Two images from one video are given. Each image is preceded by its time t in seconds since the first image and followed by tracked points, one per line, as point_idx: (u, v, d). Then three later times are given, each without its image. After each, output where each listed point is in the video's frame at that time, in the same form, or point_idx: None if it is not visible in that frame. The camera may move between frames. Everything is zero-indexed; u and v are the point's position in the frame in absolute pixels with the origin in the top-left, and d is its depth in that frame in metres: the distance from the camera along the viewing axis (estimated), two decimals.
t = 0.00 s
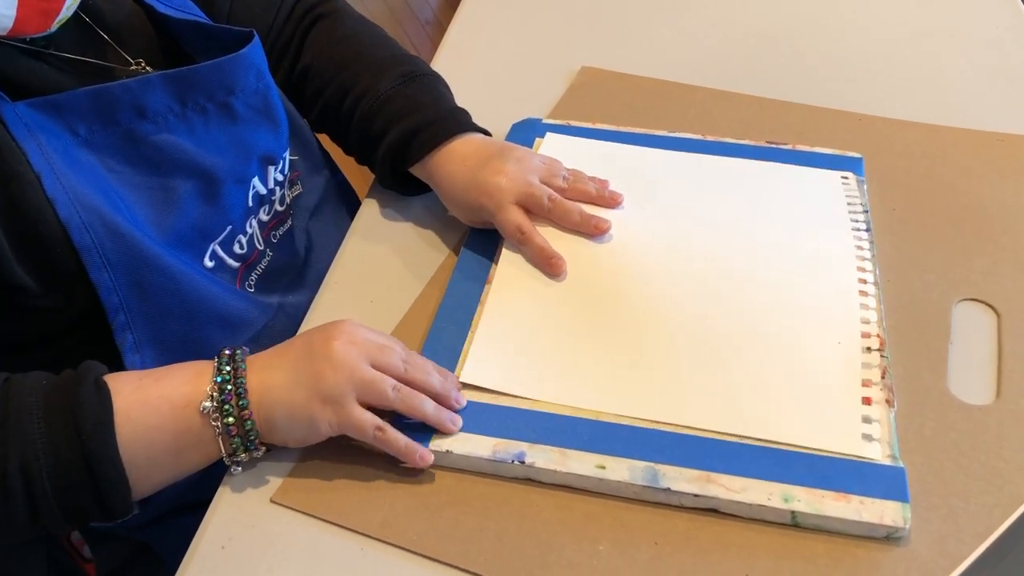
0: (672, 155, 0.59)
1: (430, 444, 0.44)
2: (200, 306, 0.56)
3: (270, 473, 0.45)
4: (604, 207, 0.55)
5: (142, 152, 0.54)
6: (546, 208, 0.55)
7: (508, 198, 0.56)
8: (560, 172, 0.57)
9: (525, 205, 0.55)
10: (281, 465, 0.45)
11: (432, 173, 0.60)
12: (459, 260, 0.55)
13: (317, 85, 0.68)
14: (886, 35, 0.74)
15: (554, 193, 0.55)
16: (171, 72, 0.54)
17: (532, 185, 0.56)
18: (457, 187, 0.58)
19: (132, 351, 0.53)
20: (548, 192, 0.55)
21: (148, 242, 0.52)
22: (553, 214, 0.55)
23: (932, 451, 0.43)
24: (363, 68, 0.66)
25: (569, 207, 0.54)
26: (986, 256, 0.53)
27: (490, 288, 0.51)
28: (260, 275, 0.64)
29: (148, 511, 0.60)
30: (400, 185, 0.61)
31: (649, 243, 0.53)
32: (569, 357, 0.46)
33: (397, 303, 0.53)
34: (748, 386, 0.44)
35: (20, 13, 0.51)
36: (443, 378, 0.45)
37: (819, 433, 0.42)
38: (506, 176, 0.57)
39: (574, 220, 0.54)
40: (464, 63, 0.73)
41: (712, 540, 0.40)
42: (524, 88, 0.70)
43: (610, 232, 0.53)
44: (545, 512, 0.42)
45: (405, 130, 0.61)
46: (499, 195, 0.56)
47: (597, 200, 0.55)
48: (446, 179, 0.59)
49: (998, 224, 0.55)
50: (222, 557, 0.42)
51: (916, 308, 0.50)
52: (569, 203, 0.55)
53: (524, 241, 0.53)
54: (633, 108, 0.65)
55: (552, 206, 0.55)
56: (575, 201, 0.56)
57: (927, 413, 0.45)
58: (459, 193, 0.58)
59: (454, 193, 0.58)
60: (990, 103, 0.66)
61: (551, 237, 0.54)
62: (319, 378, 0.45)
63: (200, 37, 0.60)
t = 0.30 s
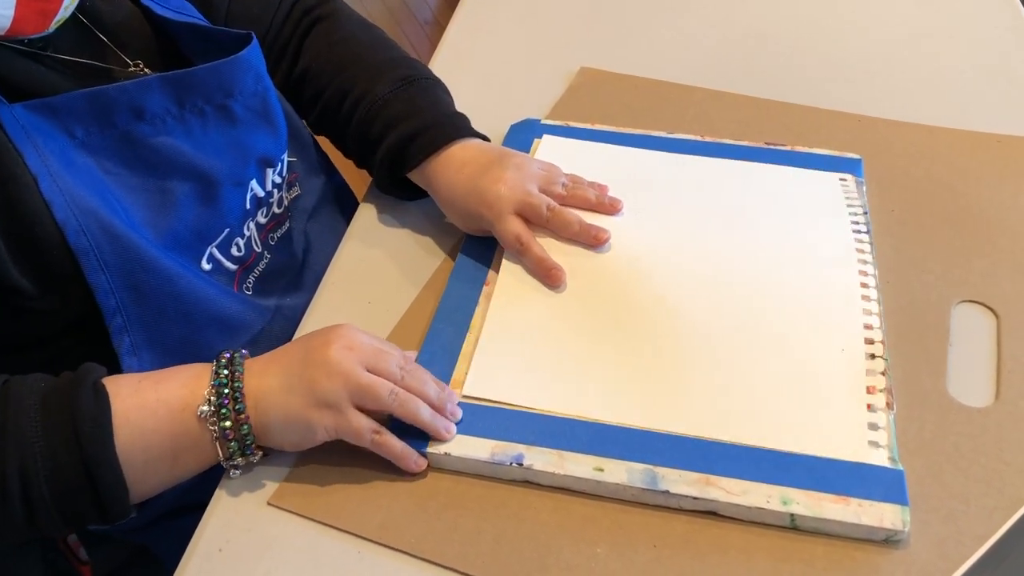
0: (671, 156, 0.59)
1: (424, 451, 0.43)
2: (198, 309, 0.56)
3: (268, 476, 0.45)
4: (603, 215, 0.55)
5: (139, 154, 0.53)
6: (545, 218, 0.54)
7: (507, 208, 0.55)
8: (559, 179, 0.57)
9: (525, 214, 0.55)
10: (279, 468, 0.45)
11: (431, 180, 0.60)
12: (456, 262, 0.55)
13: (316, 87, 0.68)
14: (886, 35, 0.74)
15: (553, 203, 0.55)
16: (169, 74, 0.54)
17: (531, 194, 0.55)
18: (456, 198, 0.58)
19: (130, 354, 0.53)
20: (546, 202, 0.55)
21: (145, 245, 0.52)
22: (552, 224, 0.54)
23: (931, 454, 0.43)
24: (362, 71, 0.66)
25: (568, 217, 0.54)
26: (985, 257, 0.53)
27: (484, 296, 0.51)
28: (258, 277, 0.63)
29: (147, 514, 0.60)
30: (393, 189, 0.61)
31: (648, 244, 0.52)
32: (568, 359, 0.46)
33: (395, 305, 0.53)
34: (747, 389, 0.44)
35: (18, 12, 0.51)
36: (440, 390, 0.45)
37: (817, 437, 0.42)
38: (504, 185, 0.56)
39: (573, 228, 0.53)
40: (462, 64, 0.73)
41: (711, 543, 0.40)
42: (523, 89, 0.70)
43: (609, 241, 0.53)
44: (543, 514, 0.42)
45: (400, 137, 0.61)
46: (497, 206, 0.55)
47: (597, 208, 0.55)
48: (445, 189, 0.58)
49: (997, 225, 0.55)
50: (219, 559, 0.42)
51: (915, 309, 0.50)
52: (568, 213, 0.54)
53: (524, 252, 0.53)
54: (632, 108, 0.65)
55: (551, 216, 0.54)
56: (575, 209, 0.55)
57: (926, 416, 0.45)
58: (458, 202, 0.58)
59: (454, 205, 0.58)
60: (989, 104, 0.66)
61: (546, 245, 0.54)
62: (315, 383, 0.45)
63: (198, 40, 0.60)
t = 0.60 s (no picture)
0: (671, 156, 0.58)
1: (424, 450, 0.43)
2: (196, 309, 0.55)
3: (267, 476, 0.45)
4: (591, 218, 0.54)
5: (138, 153, 0.53)
6: (529, 216, 0.55)
7: (493, 202, 0.56)
8: (550, 177, 0.56)
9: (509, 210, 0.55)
10: (279, 468, 0.45)
11: (426, 175, 0.60)
12: (456, 262, 0.55)
13: (315, 82, 0.68)
14: (886, 36, 0.74)
15: (539, 201, 0.55)
16: (167, 72, 0.53)
17: (519, 190, 0.56)
18: (446, 189, 0.58)
19: (128, 354, 0.53)
20: (532, 199, 0.55)
21: (143, 243, 0.52)
22: (535, 222, 0.54)
23: (933, 456, 0.43)
24: (360, 66, 0.66)
25: (551, 217, 0.54)
26: (986, 259, 0.53)
27: (483, 292, 0.51)
28: (257, 277, 0.63)
29: (144, 514, 0.59)
30: (397, 185, 0.61)
31: (648, 244, 0.52)
32: (568, 359, 0.46)
33: (396, 304, 0.53)
34: (747, 389, 0.44)
35: (15, 12, 0.50)
36: (439, 387, 0.45)
37: (818, 437, 0.42)
38: (493, 180, 0.57)
39: (557, 228, 0.53)
40: (463, 63, 0.73)
41: (712, 545, 0.40)
42: (523, 88, 0.70)
43: (589, 246, 0.53)
44: (544, 516, 0.41)
45: (399, 130, 0.61)
46: (484, 199, 0.56)
47: (585, 209, 0.55)
48: (436, 179, 0.59)
49: (999, 227, 0.55)
50: (219, 560, 0.42)
51: (916, 311, 0.50)
52: (551, 212, 0.54)
53: (506, 247, 0.53)
54: (633, 109, 0.65)
55: (535, 214, 0.54)
56: (564, 208, 0.55)
57: (928, 418, 0.45)
58: (447, 194, 0.58)
59: (443, 194, 0.58)
60: (991, 105, 0.66)
61: (539, 250, 0.53)
62: (315, 383, 0.45)
63: (196, 38, 0.59)
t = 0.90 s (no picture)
0: (673, 156, 0.58)
1: (426, 448, 0.43)
2: (198, 305, 0.55)
3: (268, 476, 0.45)
4: (590, 219, 0.54)
5: (140, 147, 0.53)
6: (526, 215, 0.55)
7: (491, 200, 0.56)
8: (549, 178, 0.56)
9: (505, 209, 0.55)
10: (281, 468, 0.45)
11: (426, 173, 0.59)
12: (458, 263, 0.55)
13: (316, 80, 0.68)
14: (888, 35, 0.74)
15: (536, 201, 0.55)
16: (170, 66, 0.53)
17: (517, 190, 0.56)
18: (445, 185, 0.58)
19: (130, 350, 0.53)
20: (530, 199, 0.55)
21: (145, 238, 0.52)
22: (532, 222, 0.54)
23: (936, 456, 0.43)
24: (361, 65, 0.66)
25: (548, 217, 0.54)
26: (989, 259, 0.53)
27: (482, 292, 0.51)
28: (260, 273, 0.63)
29: (145, 513, 0.59)
30: (399, 185, 0.61)
31: (651, 244, 0.52)
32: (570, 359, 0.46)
33: (397, 303, 0.53)
34: (749, 389, 0.44)
35: (18, 8, 0.50)
36: (437, 378, 0.45)
37: (822, 435, 0.42)
38: (491, 179, 0.57)
39: (553, 228, 0.53)
40: (464, 63, 0.73)
41: (715, 545, 0.40)
42: (525, 88, 0.70)
43: (586, 246, 0.53)
44: (546, 516, 0.41)
45: (400, 129, 0.61)
46: (482, 197, 0.56)
47: (583, 211, 0.55)
48: (435, 176, 0.59)
49: (1001, 227, 0.55)
50: (221, 560, 0.42)
51: (918, 311, 0.50)
52: (549, 212, 0.54)
53: (502, 245, 0.53)
54: (635, 108, 0.65)
55: (532, 213, 0.54)
56: (563, 210, 0.55)
57: (930, 418, 0.45)
58: (447, 193, 0.58)
59: (441, 191, 0.58)
60: (994, 105, 0.66)
61: (539, 251, 0.53)
62: (317, 380, 0.45)
63: (198, 31, 0.59)
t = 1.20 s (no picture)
0: (678, 163, 0.58)
1: (431, 456, 0.43)
2: (203, 311, 0.56)
3: (274, 484, 0.45)
4: (591, 233, 0.54)
5: (145, 155, 0.53)
6: (528, 226, 0.55)
7: (493, 210, 0.56)
8: (552, 189, 0.56)
9: (507, 220, 0.55)
10: (287, 476, 0.45)
11: (431, 182, 0.60)
12: (463, 270, 0.55)
13: (321, 87, 0.68)
14: (893, 40, 0.74)
15: (539, 212, 0.55)
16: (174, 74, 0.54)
17: (519, 200, 0.56)
18: (448, 193, 0.58)
19: (136, 357, 0.53)
20: (533, 210, 0.55)
21: (150, 245, 0.52)
22: (533, 233, 0.55)
23: (942, 463, 0.43)
24: (368, 73, 0.66)
25: (548, 229, 0.54)
26: (995, 264, 0.53)
27: (487, 300, 0.51)
28: (265, 279, 0.63)
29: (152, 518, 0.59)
30: (403, 194, 0.61)
31: (656, 252, 0.52)
32: (577, 367, 0.46)
33: (403, 310, 0.53)
34: (755, 397, 0.44)
35: (24, 16, 0.51)
36: (442, 383, 0.45)
37: (826, 443, 0.42)
38: (494, 188, 0.57)
39: (555, 240, 0.54)
40: (469, 68, 0.73)
41: (721, 552, 0.40)
42: (530, 94, 0.70)
43: (586, 260, 0.53)
44: (552, 523, 0.42)
45: (406, 138, 0.61)
46: (486, 206, 0.56)
47: (586, 224, 0.55)
48: (440, 185, 0.59)
49: (1007, 232, 0.55)
50: (228, 567, 0.42)
51: (924, 317, 0.50)
52: (550, 224, 0.54)
53: (504, 255, 0.53)
54: (640, 114, 0.65)
55: (534, 224, 0.55)
56: (565, 223, 0.55)
57: (936, 425, 0.45)
58: (451, 202, 0.58)
59: (445, 198, 0.58)
60: (1000, 110, 0.66)
61: (543, 259, 0.53)
62: (322, 388, 0.45)
63: (202, 38, 0.59)
